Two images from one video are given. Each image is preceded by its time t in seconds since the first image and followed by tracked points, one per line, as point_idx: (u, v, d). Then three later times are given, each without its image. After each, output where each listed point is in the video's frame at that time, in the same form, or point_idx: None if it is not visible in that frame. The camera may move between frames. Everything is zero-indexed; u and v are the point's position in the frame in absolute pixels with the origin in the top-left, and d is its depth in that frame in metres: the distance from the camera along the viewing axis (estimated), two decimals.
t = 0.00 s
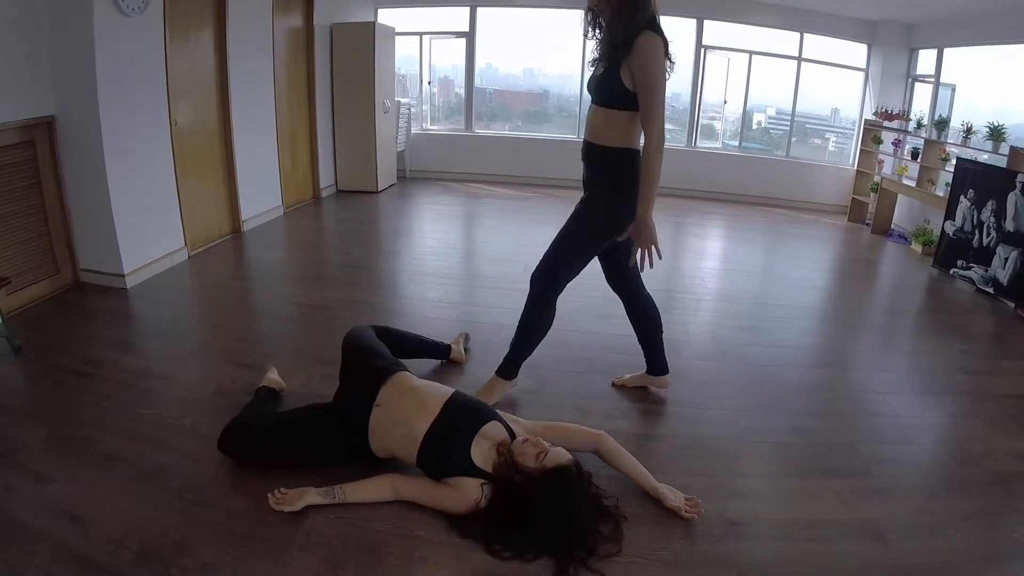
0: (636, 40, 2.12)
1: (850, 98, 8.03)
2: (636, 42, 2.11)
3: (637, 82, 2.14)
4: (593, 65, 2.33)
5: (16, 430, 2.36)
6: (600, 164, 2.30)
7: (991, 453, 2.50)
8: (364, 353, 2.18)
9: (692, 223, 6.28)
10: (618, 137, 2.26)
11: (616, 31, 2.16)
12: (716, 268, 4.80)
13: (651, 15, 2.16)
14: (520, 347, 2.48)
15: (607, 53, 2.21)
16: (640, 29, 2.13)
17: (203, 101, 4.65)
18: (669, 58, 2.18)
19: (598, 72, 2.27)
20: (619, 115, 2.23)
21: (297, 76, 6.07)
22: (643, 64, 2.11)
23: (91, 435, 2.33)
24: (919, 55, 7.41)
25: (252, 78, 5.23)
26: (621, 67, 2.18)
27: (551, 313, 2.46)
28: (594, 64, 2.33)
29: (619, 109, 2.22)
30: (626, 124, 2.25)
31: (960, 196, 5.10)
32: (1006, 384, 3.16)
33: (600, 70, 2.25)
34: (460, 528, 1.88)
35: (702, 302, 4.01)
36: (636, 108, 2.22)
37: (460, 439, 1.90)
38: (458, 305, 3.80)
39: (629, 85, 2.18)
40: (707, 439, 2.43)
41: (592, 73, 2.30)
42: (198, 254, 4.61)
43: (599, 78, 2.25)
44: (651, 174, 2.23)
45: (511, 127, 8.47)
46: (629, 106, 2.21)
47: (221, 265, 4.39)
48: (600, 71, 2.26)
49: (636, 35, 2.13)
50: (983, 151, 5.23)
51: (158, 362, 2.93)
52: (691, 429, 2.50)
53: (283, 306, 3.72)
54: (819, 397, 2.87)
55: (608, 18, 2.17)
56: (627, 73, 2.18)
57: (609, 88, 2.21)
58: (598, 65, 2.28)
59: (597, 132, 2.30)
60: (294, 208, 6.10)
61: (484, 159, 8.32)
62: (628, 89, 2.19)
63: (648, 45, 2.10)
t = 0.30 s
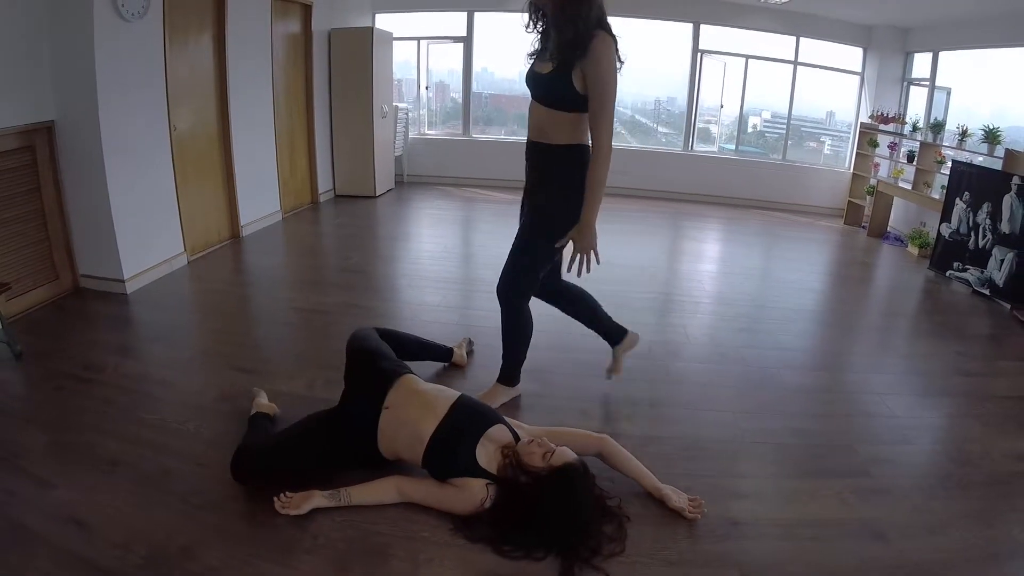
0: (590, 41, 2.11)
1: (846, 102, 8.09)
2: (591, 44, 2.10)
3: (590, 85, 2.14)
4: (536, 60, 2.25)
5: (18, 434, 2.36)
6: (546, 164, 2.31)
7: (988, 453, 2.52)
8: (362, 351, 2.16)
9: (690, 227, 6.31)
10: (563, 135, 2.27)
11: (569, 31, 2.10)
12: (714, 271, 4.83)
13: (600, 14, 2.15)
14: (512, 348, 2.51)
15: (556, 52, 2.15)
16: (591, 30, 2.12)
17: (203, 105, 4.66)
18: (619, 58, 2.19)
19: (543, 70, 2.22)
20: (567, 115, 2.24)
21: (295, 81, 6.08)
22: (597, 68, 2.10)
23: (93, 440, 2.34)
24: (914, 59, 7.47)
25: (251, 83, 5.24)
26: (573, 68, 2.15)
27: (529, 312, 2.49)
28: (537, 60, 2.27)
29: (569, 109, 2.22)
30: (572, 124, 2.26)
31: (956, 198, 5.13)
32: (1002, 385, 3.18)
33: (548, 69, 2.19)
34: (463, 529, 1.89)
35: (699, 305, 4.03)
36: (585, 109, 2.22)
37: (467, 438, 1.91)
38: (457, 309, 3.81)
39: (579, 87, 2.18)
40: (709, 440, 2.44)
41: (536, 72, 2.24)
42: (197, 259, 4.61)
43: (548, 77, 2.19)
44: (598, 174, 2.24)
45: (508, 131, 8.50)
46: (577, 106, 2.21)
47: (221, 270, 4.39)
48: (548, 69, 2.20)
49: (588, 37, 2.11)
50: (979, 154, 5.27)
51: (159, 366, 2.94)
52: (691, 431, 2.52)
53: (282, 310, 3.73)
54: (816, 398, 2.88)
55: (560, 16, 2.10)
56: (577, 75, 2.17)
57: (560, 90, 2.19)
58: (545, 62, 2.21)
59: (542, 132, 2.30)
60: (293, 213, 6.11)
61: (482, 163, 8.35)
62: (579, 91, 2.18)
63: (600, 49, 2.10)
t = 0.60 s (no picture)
0: (564, 36, 1.82)
1: (845, 105, 8.12)
2: (565, 41, 1.82)
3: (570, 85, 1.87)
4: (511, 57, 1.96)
5: (26, 437, 2.38)
6: (525, 156, 2.06)
7: (989, 452, 2.53)
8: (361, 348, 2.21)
9: (691, 230, 6.33)
10: (544, 130, 2.04)
11: (539, 30, 1.81)
12: (715, 274, 4.83)
13: None
14: (519, 345, 2.51)
15: (528, 52, 1.87)
16: (563, 21, 1.83)
17: (206, 110, 4.69)
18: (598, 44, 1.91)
19: (521, 71, 1.95)
20: (553, 113, 2.00)
21: (298, 87, 6.12)
22: (575, 64, 1.82)
23: (100, 443, 2.35)
24: (914, 61, 7.51)
25: (254, 88, 5.27)
26: (552, 66, 1.89)
27: (529, 313, 2.49)
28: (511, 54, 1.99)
29: (554, 107, 1.99)
30: (556, 120, 2.02)
31: (956, 201, 5.16)
32: (1002, 385, 3.20)
33: (527, 70, 1.91)
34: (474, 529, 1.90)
35: (700, 308, 4.04)
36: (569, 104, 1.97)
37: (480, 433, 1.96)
38: (459, 313, 3.82)
39: (561, 84, 1.91)
40: (713, 441, 2.46)
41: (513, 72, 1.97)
42: (201, 263, 4.63)
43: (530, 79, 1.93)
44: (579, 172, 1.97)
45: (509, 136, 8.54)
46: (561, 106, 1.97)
47: (224, 274, 4.41)
48: (526, 69, 1.92)
49: (560, 31, 1.82)
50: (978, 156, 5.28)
51: (163, 370, 2.96)
52: (694, 431, 2.53)
53: (286, 313, 3.75)
54: (818, 399, 2.90)
55: (525, 14, 1.82)
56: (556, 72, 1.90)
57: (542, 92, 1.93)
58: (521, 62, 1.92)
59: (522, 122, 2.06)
60: (296, 217, 6.13)
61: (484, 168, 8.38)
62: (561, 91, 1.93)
63: (578, 41, 1.82)
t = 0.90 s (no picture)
0: (567, 43, 1.82)
1: (847, 111, 8.15)
2: (569, 48, 1.81)
3: (572, 90, 1.86)
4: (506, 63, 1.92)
5: (32, 438, 2.39)
6: (518, 162, 1.99)
7: (991, 457, 2.54)
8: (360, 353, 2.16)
9: (693, 236, 6.35)
10: (539, 137, 1.98)
11: (544, 36, 1.79)
12: (717, 280, 4.85)
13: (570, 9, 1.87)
14: (505, 344, 2.37)
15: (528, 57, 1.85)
16: (565, 28, 1.82)
17: (211, 113, 4.71)
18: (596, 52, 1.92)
19: (518, 76, 1.90)
20: (548, 120, 1.95)
21: (302, 90, 6.14)
22: (579, 70, 1.82)
23: (106, 444, 2.36)
24: (915, 69, 7.54)
25: (259, 91, 5.29)
26: (552, 72, 1.86)
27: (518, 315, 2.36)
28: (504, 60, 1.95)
29: (550, 114, 1.94)
30: (550, 127, 1.97)
31: (957, 208, 5.17)
32: (1004, 391, 3.21)
33: (527, 75, 1.87)
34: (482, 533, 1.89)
35: (702, 313, 4.05)
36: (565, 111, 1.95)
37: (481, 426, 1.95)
38: (461, 317, 3.82)
39: (560, 90, 1.89)
40: (717, 444, 2.47)
41: (508, 77, 1.92)
42: (205, 265, 4.64)
43: (530, 85, 1.89)
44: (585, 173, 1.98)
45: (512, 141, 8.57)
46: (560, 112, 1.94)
47: (228, 276, 4.43)
48: (526, 75, 1.88)
49: (563, 38, 1.81)
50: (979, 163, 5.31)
51: (168, 372, 2.97)
52: (698, 435, 2.54)
53: (290, 315, 3.76)
54: (821, 403, 2.91)
55: (527, 19, 1.79)
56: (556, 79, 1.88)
57: (542, 97, 1.89)
58: (520, 67, 1.88)
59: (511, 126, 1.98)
60: (299, 220, 6.15)
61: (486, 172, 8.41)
62: (561, 97, 1.91)
63: (580, 48, 1.81)
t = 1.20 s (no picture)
0: (573, 44, 1.84)
1: (847, 114, 8.17)
2: (574, 50, 1.84)
3: (575, 90, 1.91)
4: (507, 59, 1.93)
5: (38, 436, 2.40)
6: (510, 166, 1.99)
7: (993, 457, 2.55)
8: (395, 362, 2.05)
9: (694, 237, 6.36)
10: (541, 136, 1.99)
11: (551, 39, 1.79)
12: (718, 281, 4.86)
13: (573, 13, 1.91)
14: (508, 347, 2.36)
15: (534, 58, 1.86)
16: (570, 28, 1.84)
17: (214, 111, 4.71)
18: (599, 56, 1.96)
19: (520, 75, 1.91)
20: (550, 118, 1.98)
21: (305, 89, 6.14)
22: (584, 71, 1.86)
23: (109, 442, 2.37)
24: (917, 72, 7.56)
25: (262, 90, 5.29)
26: (556, 73, 1.89)
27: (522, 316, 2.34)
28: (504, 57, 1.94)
29: (551, 114, 1.97)
30: (551, 125, 2.00)
31: (958, 211, 5.19)
32: (1003, 392, 3.22)
33: (529, 73, 1.90)
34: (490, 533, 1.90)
35: (704, 314, 4.06)
36: (565, 109, 1.98)
37: (492, 432, 1.94)
38: (462, 316, 3.82)
39: (562, 90, 1.93)
40: (720, 444, 2.48)
41: (510, 76, 1.93)
42: (208, 263, 4.65)
43: (532, 82, 1.91)
44: (590, 167, 2.05)
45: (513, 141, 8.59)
46: (562, 113, 1.98)
47: (231, 274, 4.43)
48: (528, 72, 1.90)
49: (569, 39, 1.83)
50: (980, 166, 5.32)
51: (171, 370, 2.97)
52: (700, 434, 2.55)
53: (294, 313, 3.77)
54: (823, 404, 2.93)
55: (533, 21, 1.78)
56: (559, 79, 1.91)
57: (543, 96, 1.92)
58: (522, 64, 1.90)
59: (507, 129, 1.99)
60: (302, 219, 6.16)
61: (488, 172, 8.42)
62: (563, 97, 1.95)
63: (585, 50, 1.85)
